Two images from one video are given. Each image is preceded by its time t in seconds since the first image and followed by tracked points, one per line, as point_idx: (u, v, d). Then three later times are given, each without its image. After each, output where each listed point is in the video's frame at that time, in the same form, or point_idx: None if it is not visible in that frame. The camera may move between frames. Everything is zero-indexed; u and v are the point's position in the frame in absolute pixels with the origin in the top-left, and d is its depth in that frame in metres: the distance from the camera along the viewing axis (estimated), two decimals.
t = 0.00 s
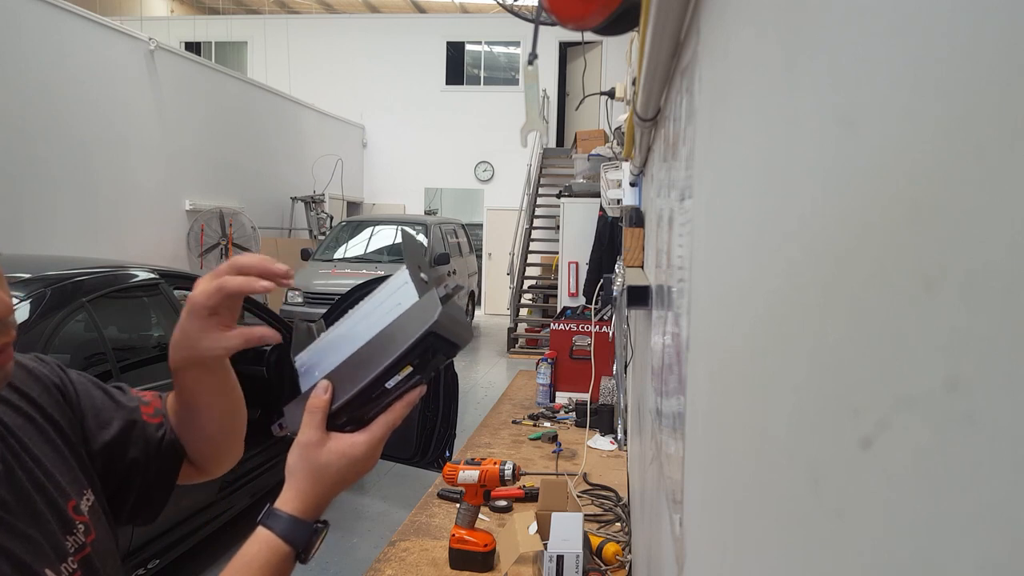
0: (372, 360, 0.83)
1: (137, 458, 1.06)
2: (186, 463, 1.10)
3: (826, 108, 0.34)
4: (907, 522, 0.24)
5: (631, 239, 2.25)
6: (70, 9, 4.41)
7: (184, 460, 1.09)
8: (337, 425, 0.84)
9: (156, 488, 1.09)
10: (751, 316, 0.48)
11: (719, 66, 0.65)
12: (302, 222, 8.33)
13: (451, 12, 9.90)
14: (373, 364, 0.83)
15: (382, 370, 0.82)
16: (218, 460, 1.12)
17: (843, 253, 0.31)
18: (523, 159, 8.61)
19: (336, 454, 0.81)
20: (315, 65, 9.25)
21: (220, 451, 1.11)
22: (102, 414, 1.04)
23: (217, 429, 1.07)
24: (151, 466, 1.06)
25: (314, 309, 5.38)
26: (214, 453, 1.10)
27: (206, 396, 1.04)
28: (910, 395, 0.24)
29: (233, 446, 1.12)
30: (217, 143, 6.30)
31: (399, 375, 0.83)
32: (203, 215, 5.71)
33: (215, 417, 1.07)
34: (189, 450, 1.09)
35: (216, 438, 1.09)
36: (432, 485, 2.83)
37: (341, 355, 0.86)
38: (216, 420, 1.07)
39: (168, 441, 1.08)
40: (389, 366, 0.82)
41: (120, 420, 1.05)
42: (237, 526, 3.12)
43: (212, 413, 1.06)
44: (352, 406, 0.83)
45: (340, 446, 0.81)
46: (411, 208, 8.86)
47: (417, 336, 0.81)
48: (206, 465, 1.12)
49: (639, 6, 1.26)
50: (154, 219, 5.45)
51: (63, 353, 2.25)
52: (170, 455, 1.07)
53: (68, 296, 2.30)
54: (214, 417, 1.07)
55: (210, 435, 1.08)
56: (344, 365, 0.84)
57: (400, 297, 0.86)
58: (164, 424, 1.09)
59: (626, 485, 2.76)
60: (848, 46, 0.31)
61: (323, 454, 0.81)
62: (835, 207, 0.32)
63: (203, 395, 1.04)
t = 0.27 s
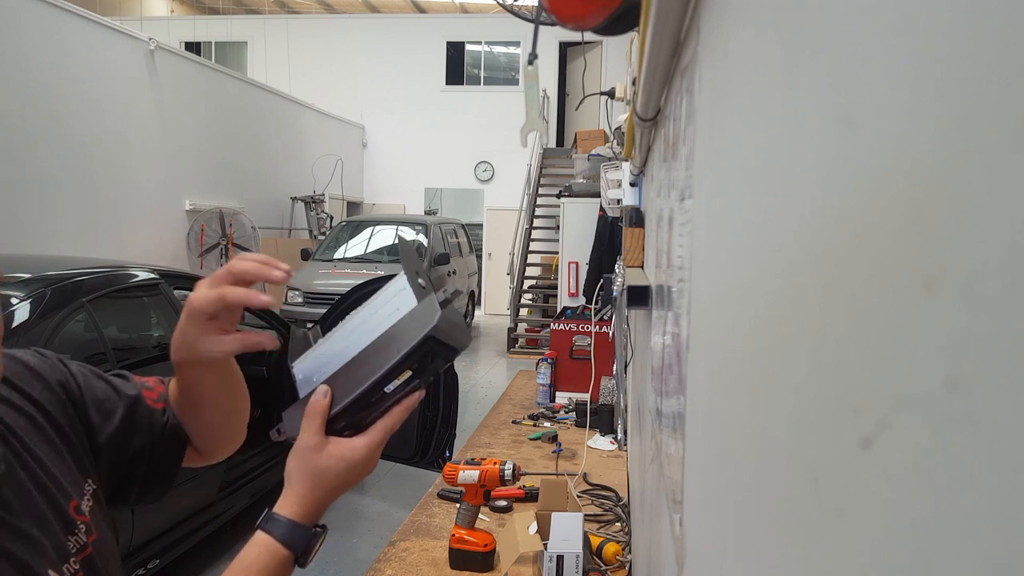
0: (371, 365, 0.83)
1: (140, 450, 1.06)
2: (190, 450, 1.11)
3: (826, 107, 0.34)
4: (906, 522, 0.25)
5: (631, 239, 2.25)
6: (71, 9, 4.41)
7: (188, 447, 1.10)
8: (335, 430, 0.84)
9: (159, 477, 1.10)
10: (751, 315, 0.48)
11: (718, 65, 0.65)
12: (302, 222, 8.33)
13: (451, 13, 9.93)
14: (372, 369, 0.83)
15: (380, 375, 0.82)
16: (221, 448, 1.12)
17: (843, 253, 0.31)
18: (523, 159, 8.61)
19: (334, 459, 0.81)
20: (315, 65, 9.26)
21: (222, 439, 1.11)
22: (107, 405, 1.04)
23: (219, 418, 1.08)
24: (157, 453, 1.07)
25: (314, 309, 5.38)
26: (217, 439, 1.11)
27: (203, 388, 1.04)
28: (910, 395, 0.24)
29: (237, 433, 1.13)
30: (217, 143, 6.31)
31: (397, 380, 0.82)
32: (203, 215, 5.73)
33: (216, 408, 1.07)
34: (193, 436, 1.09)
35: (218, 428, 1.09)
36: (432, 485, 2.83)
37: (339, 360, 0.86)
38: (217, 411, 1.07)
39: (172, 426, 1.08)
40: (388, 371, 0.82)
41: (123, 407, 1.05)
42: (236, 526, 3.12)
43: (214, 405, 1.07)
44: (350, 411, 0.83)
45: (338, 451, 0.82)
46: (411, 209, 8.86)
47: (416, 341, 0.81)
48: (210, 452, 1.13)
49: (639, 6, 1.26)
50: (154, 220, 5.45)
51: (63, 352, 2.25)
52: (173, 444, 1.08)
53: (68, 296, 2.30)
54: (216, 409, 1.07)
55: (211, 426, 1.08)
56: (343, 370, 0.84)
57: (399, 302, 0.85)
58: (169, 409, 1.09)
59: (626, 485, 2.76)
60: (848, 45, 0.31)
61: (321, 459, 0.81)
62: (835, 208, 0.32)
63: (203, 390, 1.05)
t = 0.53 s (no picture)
0: (370, 366, 0.83)
1: (140, 454, 1.06)
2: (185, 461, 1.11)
3: (826, 107, 0.34)
4: (905, 520, 0.25)
5: (632, 239, 2.25)
6: (71, 9, 4.41)
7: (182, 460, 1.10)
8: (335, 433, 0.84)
9: (156, 486, 1.09)
10: (752, 315, 0.48)
11: (719, 66, 0.65)
12: (302, 222, 8.33)
13: (451, 13, 9.93)
14: (372, 371, 0.83)
15: (379, 376, 0.82)
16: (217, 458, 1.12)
17: (843, 253, 0.31)
18: (524, 159, 8.61)
19: (334, 460, 0.81)
20: (315, 65, 9.25)
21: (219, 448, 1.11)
22: (110, 409, 1.05)
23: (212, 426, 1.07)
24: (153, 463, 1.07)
25: (314, 309, 5.39)
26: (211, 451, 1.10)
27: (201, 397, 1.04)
28: (909, 395, 0.24)
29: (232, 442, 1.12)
30: (217, 143, 6.31)
31: (397, 382, 0.82)
32: (203, 215, 5.73)
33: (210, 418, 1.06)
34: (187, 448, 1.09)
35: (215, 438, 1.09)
36: (432, 485, 2.83)
37: (340, 362, 0.86)
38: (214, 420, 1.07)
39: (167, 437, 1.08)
40: (386, 373, 0.82)
41: (122, 415, 1.06)
42: (236, 526, 3.12)
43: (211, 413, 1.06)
44: (349, 414, 0.83)
45: (338, 453, 0.82)
46: (411, 209, 8.86)
47: (416, 341, 0.80)
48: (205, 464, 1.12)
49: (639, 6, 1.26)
50: (154, 220, 5.45)
51: (64, 352, 2.25)
52: (170, 451, 1.08)
53: (68, 296, 2.30)
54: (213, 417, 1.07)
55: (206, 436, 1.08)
56: (342, 371, 0.84)
57: (400, 302, 0.85)
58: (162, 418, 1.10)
59: (626, 485, 2.76)
60: (847, 45, 0.31)
61: (321, 461, 0.81)
62: (835, 207, 0.32)
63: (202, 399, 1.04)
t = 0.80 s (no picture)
0: (367, 363, 0.83)
1: (137, 457, 1.07)
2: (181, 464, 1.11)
3: (826, 108, 0.34)
4: (906, 519, 0.25)
5: (631, 239, 2.25)
6: (71, 9, 4.41)
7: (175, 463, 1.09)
8: (330, 429, 0.83)
9: (150, 488, 1.09)
10: (751, 315, 0.48)
11: (719, 66, 0.65)
12: (302, 222, 8.33)
13: (451, 12, 9.93)
14: (368, 367, 0.83)
15: (375, 373, 0.82)
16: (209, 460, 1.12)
17: (843, 253, 0.31)
18: (523, 159, 8.61)
19: (329, 457, 0.80)
20: (315, 65, 9.26)
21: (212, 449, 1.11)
22: (108, 410, 1.06)
23: (212, 426, 1.08)
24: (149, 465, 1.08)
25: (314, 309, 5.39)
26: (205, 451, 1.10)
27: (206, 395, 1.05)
28: (909, 395, 0.24)
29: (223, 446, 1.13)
30: (217, 143, 6.31)
31: (392, 377, 0.83)
32: (203, 215, 5.73)
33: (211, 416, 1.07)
34: (181, 449, 1.10)
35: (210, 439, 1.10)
36: (432, 485, 2.83)
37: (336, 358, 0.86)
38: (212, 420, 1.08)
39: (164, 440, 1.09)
40: (383, 368, 0.82)
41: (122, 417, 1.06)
42: (236, 526, 3.12)
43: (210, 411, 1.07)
44: (344, 409, 0.83)
45: (332, 452, 0.81)
46: (410, 209, 8.87)
47: (412, 338, 0.81)
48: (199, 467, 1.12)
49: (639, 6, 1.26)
50: (154, 220, 5.45)
51: (63, 352, 2.25)
52: (167, 452, 1.08)
53: (68, 297, 2.30)
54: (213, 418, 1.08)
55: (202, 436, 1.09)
56: (339, 367, 0.85)
57: (395, 299, 0.86)
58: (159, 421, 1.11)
59: (626, 485, 2.76)
60: (848, 45, 0.31)
61: (317, 457, 0.80)
62: (835, 207, 0.32)
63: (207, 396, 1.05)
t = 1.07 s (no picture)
0: (363, 360, 0.83)
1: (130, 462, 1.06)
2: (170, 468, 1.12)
3: (825, 108, 0.34)
4: (906, 519, 0.25)
5: (632, 239, 2.25)
6: (70, 9, 4.41)
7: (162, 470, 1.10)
8: (326, 426, 0.83)
9: (141, 493, 1.09)
10: (751, 315, 0.48)
11: (718, 66, 0.65)
12: (302, 222, 8.33)
13: (451, 12, 9.93)
14: (363, 365, 0.83)
15: (371, 370, 0.82)
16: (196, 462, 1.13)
17: (842, 253, 0.31)
18: (523, 159, 8.61)
19: (327, 454, 0.80)
20: (315, 65, 9.26)
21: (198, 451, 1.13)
22: (102, 414, 1.06)
23: (200, 426, 1.11)
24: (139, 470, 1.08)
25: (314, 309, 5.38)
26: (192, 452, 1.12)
27: (198, 395, 1.07)
28: (909, 395, 0.24)
29: (208, 447, 1.15)
30: (217, 143, 6.31)
31: (389, 374, 0.83)
32: (203, 215, 5.73)
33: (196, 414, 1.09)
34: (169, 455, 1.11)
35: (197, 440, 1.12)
36: (432, 485, 2.83)
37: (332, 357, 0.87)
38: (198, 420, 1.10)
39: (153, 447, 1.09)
40: (379, 366, 0.82)
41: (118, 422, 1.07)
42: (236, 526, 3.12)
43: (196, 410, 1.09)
44: (341, 406, 0.83)
45: (330, 449, 0.81)
46: (410, 208, 8.87)
47: (406, 335, 0.81)
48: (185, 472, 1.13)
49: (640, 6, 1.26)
50: (154, 220, 5.45)
51: (63, 352, 2.25)
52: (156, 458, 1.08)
53: (68, 297, 2.30)
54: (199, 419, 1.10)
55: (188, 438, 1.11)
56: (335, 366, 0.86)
57: (389, 297, 0.86)
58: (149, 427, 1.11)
59: (626, 485, 2.76)
60: (847, 46, 0.31)
61: (314, 454, 0.80)
62: (835, 207, 0.32)
63: (198, 396, 1.07)
